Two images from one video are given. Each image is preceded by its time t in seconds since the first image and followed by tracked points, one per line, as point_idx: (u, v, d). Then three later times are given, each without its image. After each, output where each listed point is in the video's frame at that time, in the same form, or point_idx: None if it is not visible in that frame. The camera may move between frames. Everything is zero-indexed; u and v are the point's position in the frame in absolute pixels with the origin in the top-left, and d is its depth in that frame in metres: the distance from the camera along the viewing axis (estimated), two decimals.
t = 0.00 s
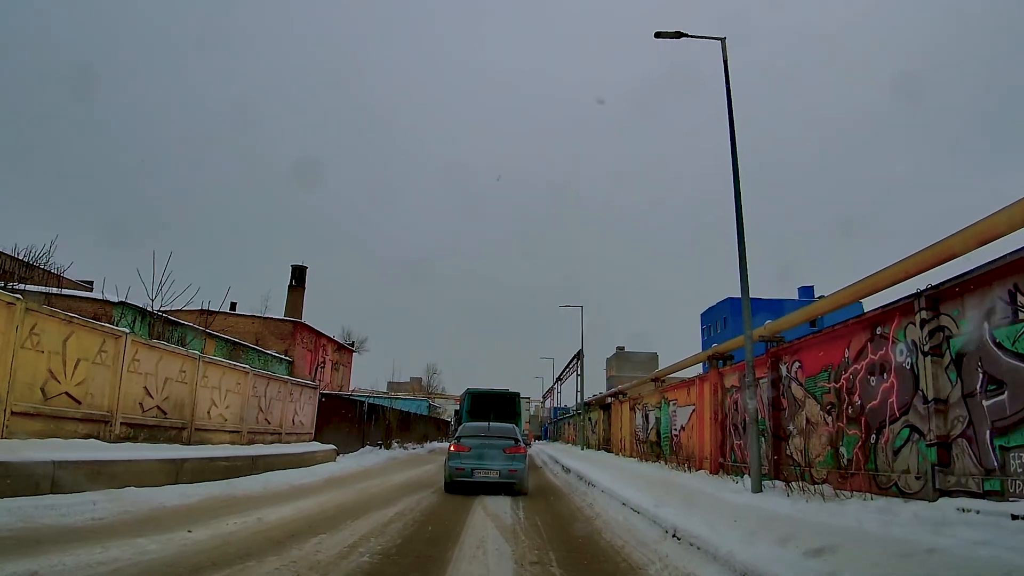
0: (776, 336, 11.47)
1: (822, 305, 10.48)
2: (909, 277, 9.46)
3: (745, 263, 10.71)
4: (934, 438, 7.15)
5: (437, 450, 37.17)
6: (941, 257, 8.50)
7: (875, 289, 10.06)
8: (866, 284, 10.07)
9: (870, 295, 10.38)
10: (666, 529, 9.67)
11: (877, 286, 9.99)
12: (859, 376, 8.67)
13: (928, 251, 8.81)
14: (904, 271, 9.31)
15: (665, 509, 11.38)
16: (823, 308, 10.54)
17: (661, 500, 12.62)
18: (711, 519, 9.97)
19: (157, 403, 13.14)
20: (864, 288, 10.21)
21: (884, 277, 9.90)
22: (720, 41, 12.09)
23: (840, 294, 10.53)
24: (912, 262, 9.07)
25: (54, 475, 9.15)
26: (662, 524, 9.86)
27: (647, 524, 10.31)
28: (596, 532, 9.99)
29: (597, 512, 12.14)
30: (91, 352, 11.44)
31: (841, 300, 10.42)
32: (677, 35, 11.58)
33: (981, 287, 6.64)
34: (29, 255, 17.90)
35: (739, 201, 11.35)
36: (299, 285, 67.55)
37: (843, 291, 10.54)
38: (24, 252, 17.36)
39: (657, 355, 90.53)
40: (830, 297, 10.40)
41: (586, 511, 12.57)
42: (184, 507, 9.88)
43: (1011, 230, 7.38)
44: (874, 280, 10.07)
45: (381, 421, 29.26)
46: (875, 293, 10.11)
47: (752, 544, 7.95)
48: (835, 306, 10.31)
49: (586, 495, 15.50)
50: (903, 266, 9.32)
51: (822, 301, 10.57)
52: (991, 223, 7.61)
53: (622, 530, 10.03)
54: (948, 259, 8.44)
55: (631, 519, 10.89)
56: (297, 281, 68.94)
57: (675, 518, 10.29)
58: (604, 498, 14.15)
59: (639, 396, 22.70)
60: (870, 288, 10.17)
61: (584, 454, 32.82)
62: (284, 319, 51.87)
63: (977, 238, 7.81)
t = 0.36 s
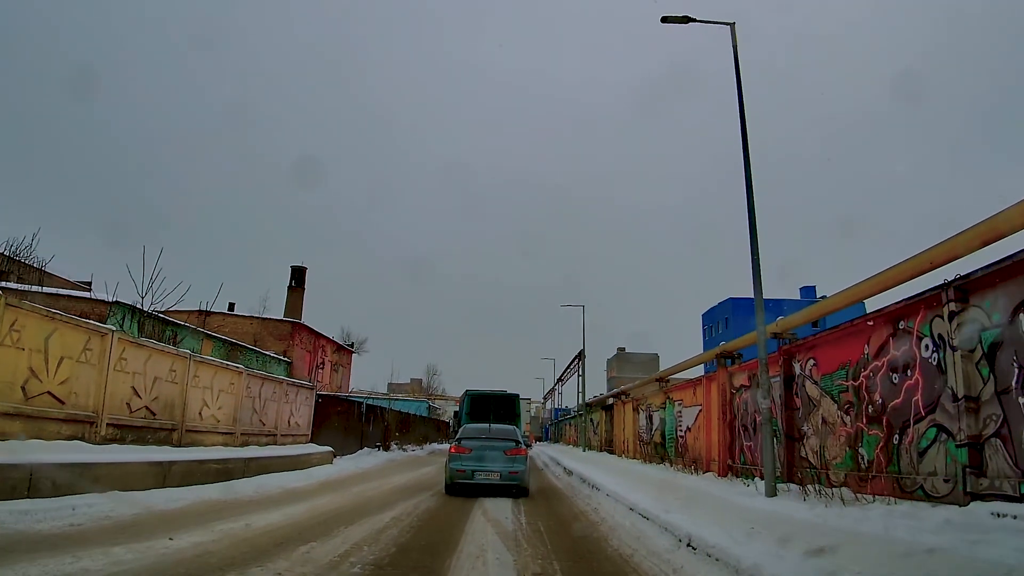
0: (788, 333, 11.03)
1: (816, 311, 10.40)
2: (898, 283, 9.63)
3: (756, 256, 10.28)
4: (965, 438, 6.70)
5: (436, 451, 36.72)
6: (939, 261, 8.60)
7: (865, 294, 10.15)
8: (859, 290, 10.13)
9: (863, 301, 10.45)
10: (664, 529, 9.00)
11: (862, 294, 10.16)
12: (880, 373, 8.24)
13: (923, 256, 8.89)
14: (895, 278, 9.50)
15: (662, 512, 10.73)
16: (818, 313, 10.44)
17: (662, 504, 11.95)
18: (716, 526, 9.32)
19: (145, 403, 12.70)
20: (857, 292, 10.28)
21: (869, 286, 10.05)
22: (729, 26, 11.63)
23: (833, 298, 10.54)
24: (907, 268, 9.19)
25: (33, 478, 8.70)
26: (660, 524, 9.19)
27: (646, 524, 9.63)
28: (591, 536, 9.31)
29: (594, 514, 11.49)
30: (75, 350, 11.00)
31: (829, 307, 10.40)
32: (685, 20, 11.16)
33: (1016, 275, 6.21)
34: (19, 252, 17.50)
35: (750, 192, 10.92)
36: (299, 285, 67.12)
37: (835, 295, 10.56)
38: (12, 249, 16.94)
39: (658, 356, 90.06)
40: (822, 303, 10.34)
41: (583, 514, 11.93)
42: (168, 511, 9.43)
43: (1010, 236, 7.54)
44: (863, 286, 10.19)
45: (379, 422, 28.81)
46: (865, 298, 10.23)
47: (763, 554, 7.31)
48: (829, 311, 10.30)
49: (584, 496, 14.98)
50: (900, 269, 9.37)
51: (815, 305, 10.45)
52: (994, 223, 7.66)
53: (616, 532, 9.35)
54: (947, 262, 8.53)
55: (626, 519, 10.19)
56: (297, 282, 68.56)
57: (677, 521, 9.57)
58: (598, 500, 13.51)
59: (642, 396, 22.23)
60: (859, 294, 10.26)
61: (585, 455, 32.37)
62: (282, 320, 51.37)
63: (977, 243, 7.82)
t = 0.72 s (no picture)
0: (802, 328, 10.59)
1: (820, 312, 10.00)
2: (905, 282, 9.20)
3: (770, 248, 9.86)
4: (998, 437, 6.28)
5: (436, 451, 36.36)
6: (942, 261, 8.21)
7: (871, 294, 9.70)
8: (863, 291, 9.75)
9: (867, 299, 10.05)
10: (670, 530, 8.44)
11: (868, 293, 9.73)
12: (902, 369, 7.85)
13: (929, 254, 8.48)
14: (904, 276, 9.03)
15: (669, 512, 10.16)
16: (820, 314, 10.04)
17: (669, 505, 11.37)
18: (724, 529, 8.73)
19: (133, 401, 12.28)
20: (865, 289, 9.81)
21: (869, 287, 9.62)
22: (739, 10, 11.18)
23: (839, 296, 10.13)
24: (913, 267, 8.78)
25: (11, 479, 8.27)
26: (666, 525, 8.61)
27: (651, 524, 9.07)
28: (594, 537, 8.77)
29: (598, 512, 10.92)
30: (59, 346, 10.58)
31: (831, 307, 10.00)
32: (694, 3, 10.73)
33: None
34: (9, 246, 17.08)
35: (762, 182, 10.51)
36: (298, 284, 66.67)
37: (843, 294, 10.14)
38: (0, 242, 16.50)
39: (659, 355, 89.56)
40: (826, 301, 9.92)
41: (586, 513, 11.39)
42: (152, 514, 9.01)
43: (1015, 234, 7.14)
44: (868, 286, 9.77)
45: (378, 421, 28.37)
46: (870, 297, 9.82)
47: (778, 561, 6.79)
48: (830, 313, 9.92)
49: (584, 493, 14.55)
50: (905, 269, 8.96)
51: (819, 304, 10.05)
52: (995, 222, 7.29)
53: (619, 531, 8.80)
54: (950, 262, 8.14)
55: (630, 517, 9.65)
56: (297, 281, 68.12)
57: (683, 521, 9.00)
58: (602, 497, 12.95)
59: (645, 395, 21.83)
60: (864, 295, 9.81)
61: (586, 455, 31.97)
62: (281, 318, 50.90)
63: (987, 237, 7.42)
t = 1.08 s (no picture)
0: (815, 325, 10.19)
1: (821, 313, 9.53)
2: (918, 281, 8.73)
3: (784, 239, 9.46)
4: None
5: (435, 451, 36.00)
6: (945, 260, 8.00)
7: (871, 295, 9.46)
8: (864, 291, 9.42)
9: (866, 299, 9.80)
10: (678, 532, 7.92)
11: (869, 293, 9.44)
12: (924, 366, 7.46)
13: (938, 253, 8.09)
14: (914, 274, 8.61)
15: (675, 514, 9.63)
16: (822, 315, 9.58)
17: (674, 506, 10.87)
18: (735, 534, 8.21)
19: (121, 400, 11.89)
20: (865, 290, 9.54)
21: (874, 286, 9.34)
22: None
23: (837, 297, 9.82)
24: (918, 266, 8.47)
25: None
26: (673, 528, 8.09)
27: (657, 525, 8.54)
28: (598, 540, 8.26)
29: (600, 512, 10.41)
30: (44, 342, 10.19)
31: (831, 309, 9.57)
32: None
33: None
34: None
35: (775, 172, 10.11)
36: (298, 284, 66.22)
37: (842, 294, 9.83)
38: None
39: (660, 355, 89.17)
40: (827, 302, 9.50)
41: (588, 514, 10.88)
42: (134, 518, 8.61)
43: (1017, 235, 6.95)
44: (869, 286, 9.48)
45: (377, 422, 27.96)
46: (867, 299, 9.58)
47: (798, 568, 6.32)
48: (831, 314, 9.48)
49: (585, 494, 14.12)
50: (910, 267, 8.66)
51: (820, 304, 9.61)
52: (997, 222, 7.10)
53: (624, 533, 8.30)
54: (953, 262, 7.93)
55: (634, 518, 9.12)
56: (296, 281, 67.66)
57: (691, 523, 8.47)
58: (603, 497, 12.45)
59: (648, 395, 21.43)
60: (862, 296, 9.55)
61: (586, 455, 31.56)
62: (279, 318, 50.47)
63: (993, 237, 7.16)
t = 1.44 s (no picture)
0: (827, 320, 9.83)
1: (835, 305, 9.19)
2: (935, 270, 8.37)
3: (797, 230, 9.08)
4: None
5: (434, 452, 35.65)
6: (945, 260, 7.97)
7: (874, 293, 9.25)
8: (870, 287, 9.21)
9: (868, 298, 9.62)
10: (689, 538, 7.45)
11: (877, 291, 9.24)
12: (947, 360, 7.10)
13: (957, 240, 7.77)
14: (931, 264, 8.27)
15: (682, 516, 9.17)
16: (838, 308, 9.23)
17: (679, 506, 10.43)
18: (746, 539, 7.77)
19: (108, 399, 11.51)
20: (873, 287, 9.31)
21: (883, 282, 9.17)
22: None
23: (849, 292, 9.46)
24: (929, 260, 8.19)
25: None
26: (683, 533, 7.62)
27: (666, 530, 8.09)
28: (601, 545, 7.80)
29: (604, 515, 9.94)
30: (27, 339, 9.82)
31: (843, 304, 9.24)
32: None
33: None
34: None
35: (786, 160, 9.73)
36: (297, 284, 65.81)
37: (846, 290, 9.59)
38: None
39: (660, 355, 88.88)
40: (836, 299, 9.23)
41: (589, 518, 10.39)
42: (118, 523, 8.23)
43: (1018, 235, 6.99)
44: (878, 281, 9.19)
45: (375, 422, 27.58)
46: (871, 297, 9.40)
47: (819, 575, 5.90)
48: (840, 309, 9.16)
49: (587, 494, 13.71)
50: (921, 261, 8.36)
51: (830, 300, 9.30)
52: (996, 221, 7.13)
53: (630, 539, 7.82)
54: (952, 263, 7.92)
55: (640, 521, 8.65)
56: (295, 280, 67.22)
57: (702, 527, 7.99)
58: (605, 498, 12.01)
59: (650, 393, 21.08)
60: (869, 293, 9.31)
61: (586, 455, 31.22)
62: (278, 318, 50.09)
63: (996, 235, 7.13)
